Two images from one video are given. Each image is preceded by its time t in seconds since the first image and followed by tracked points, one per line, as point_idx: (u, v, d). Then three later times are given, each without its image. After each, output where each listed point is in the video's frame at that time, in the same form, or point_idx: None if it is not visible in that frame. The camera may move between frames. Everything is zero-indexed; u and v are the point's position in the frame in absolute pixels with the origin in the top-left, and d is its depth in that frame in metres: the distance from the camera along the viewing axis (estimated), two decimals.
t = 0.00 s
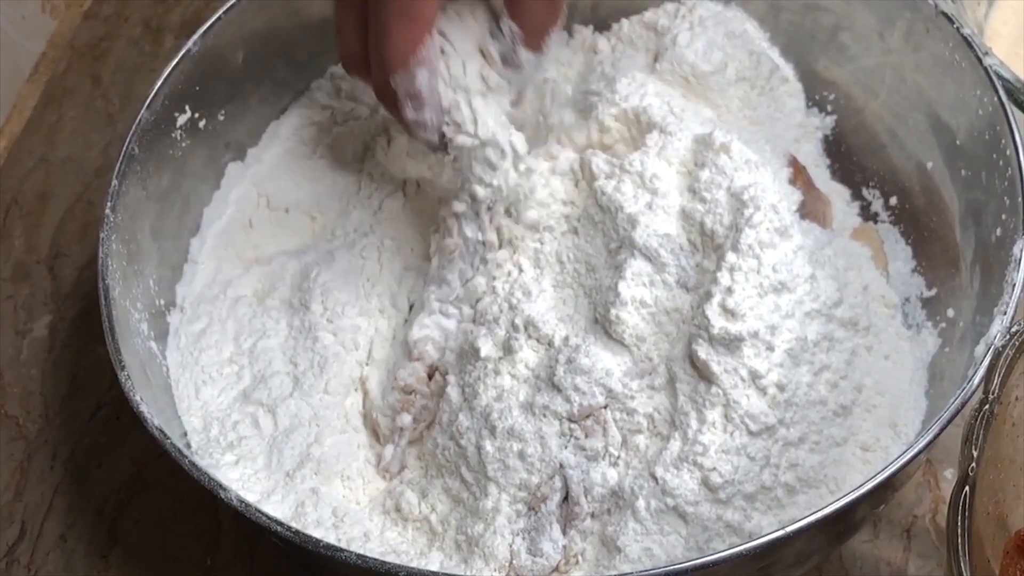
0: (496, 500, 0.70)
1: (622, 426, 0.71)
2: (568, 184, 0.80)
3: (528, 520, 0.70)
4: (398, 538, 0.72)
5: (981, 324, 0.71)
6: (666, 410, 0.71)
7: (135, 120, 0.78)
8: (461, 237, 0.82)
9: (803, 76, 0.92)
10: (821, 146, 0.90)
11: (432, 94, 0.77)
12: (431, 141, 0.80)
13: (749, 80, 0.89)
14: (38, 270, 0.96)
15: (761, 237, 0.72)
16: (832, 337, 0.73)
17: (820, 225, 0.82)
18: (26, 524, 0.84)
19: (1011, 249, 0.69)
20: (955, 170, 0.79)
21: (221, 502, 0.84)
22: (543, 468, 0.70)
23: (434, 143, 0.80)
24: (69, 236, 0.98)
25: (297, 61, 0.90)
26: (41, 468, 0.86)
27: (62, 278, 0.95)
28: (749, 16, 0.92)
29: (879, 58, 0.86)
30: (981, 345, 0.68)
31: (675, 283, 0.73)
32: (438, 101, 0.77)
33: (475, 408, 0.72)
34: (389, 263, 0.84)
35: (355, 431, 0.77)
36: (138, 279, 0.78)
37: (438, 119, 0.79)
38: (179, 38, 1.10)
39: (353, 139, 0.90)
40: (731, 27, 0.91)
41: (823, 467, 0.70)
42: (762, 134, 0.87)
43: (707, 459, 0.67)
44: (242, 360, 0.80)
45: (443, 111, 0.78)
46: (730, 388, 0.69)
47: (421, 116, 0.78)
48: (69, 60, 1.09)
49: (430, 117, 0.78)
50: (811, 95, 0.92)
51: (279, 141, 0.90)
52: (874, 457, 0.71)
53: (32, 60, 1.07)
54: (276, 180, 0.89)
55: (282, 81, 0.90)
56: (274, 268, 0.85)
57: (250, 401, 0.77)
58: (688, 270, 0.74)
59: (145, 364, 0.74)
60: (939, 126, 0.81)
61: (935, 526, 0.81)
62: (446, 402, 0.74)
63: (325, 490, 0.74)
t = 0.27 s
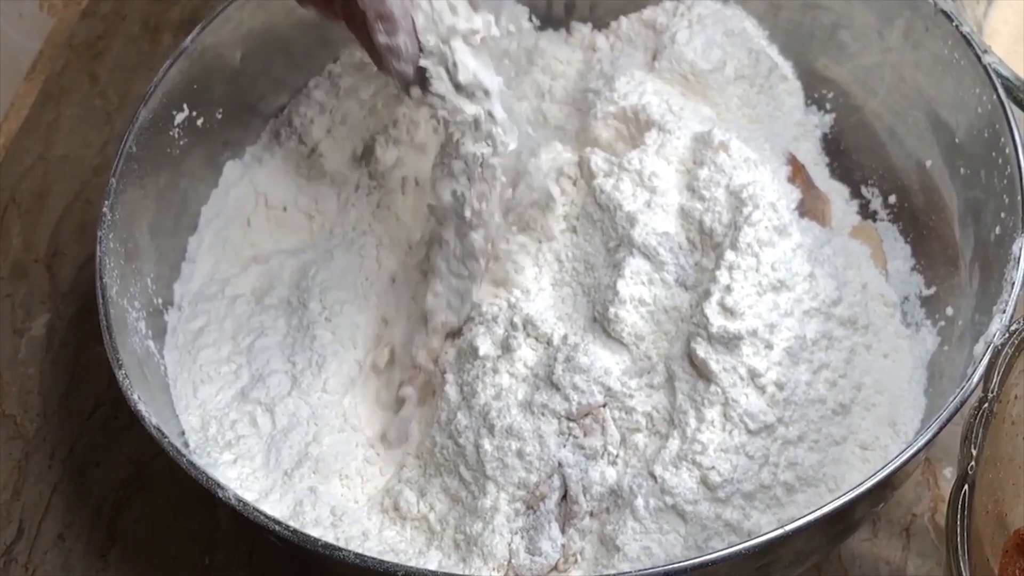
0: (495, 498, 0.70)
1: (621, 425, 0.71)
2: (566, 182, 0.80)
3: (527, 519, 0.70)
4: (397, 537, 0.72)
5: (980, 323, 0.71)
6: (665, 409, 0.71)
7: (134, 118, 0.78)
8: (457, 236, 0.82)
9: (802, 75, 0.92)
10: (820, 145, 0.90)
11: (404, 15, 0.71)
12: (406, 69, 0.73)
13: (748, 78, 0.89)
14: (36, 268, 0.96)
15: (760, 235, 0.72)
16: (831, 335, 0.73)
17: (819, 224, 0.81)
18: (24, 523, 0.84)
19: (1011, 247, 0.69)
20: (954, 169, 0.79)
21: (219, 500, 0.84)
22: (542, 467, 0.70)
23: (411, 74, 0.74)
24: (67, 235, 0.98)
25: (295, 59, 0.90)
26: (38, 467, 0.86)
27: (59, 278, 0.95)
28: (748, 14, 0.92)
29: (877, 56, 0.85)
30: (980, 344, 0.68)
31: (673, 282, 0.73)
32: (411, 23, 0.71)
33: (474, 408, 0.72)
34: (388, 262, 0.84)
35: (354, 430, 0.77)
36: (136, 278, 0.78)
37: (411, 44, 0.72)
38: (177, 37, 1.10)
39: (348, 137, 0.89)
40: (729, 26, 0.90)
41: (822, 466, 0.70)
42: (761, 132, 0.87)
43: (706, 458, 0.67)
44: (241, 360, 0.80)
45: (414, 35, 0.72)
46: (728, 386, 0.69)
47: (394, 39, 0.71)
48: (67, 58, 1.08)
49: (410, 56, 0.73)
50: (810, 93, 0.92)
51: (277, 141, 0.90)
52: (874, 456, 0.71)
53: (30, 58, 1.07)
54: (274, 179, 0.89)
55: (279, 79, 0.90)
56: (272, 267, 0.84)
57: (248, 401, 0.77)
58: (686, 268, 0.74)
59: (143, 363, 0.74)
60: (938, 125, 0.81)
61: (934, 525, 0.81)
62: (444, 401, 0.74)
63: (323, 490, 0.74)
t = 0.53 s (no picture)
0: (494, 498, 0.70)
1: (620, 425, 0.71)
2: (564, 181, 0.80)
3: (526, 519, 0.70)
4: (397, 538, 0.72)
5: (979, 323, 0.71)
6: (664, 409, 0.71)
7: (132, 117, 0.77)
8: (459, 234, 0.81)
9: (801, 74, 0.92)
10: (819, 144, 0.90)
11: None
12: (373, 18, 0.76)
13: (747, 77, 0.89)
14: (33, 269, 0.95)
15: (758, 235, 0.72)
16: (830, 335, 0.72)
17: (818, 223, 0.81)
18: (21, 525, 0.83)
19: (1010, 247, 0.69)
20: (954, 168, 0.79)
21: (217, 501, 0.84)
22: (541, 468, 0.70)
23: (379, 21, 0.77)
24: (65, 235, 0.98)
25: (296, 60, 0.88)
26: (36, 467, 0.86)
27: (58, 278, 0.95)
28: (747, 14, 0.92)
29: (876, 55, 0.85)
30: (979, 344, 0.68)
31: (671, 280, 0.73)
32: None
33: (473, 407, 0.72)
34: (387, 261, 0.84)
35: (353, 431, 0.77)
36: (134, 278, 0.78)
37: None
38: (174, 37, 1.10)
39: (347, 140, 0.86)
40: (728, 25, 0.90)
41: (821, 466, 0.70)
42: (760, 132, 0.87)
43: (705, 457, 0.67)
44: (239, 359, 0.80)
45: None
46: (727, 386, 0.69)
47: None
48: (66, 58, 1.07)
49: (380, 4, 0.75)
50: (808, 93, 0.91)
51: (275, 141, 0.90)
52: (873, 456, 0.71)
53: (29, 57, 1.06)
54: (271, 178, 0.88)
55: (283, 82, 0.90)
56: (270, 267, 0.84)
57: (247, 400, 0.77)
58: (685, 268, 0.73)
59: (141, 363, 0.74)
60: (937, 124, 0.80)
61: (933, 524, 0.81)
62: (442, 400, 0.74)
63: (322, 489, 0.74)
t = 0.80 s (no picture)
0: (495, 500, 0.70)
1: (620, 426, 0.71)
2: (565, 182, 0.80)
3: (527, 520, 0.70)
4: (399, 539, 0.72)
5: (980, 323, 0.71)
6: (664, 410, 0.71)
7: (133, 119, 0.77)
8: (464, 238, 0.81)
9: (802, 75, 0.92)
10: (819, 145, 0.90)
11: None
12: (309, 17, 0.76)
13: (747, 79, 0.89)
14: (34, 269, 0.95)
15: (758, 236, 0.72)
16: (830, 336, 0.73)
17: (818, 224, 0.81)
18: (22, 525, 0.84)
19: (1010, 248, 0.69)
20: (954, 169, 0.79)
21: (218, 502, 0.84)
22: (542, 469, 0.70)
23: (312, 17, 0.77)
24: (66, 235, 0.97)
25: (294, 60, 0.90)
26: (37, 469, 0.86)
27: (58, 279, 0.95)
28: (747, 15, 0.92)
29: (876, 56, 0.85)
30: (979, 345, 0.68)
31: (671, 281, 0.73)
32: None
33: (474, 409, 0.72)
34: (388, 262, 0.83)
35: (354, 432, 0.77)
36: (134, 279, 0.77)
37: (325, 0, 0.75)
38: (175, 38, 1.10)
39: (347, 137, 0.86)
40: (728, 26, 0.90)
41: (821, 467, 0.70)
42: (760, 133, 0.87)
43: (706, 458, 0.67)
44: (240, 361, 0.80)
45: None
46: (727, 387, 0.69)
47: None
48: (65, 59, 1.08)
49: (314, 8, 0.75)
50: (809, 93, 0.92)
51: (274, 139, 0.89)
52: (873, 457, 0.71)
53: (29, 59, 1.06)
54: (269, 180, 0.88)
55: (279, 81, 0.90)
56: (270, 268, 0.84)
57: (248, 402, 0.77)
58: (686, 268, 0.74)
59: (141, 365, 0.74)
60: (937, 125, 0.80)
61: (933, 526, 0.81)
62: (442, 401, 0.74)
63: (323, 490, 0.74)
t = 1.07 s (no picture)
0: (493, 499, 0.70)
1: (618, 425, 0.71)
2: (563, 181, 0.80)
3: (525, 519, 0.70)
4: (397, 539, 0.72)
5: (978, 322, 0.71)
6: (662, 409, 0.71)
7: (129, 117, 0.77)
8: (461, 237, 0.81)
9: (800, 74, 0.92)
10: (818, 144, 0.90)
11: None
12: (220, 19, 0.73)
13: (745, 78, 0.89)
14: (32, 268, 0.95)
15: (757, 235, 0.72)
16: (828, 335, 0.72)
17: (817, 223, 0.81)
18: (19, 524, 0.83)
19: (1008, 247, 0.69)
20: (952, 169, 0.79)
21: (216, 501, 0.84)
22: (540, 468, 0.70)
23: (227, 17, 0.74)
24: (65, 234, 0.98)
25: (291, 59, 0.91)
26: (34, 467, 0.86)
27: (56, 278, 0.95)
28: (746, 14, 0.92)
29: (875, 55, 0.85)
30: (977, 344, 0.68)
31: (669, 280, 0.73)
32: None
33: (471, 408, 0.72)
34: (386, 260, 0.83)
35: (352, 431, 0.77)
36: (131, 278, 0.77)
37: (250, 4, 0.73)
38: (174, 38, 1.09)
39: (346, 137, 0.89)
40: (727, 25, 0.90)
41: (820, 466, 0.70)
42: (758, 132, 0.87)
43: (705, 456, 0.67)
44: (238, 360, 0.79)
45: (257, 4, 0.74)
46: (726, 386, 0.69)
47: None
48: (64, 58, 1.07)
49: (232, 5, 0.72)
50: (807, 93, 0.92)
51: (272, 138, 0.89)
52: (871, 456, 0.71)
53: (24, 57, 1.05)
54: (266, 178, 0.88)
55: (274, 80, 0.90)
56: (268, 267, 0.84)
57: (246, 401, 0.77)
58: (685, 267, 0.74)
59: (138, 365, 0.74)
60: (935, 124, 0.80)
61: (931, 525, 0.81)
62: (440, 400, 0.74)
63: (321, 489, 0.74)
